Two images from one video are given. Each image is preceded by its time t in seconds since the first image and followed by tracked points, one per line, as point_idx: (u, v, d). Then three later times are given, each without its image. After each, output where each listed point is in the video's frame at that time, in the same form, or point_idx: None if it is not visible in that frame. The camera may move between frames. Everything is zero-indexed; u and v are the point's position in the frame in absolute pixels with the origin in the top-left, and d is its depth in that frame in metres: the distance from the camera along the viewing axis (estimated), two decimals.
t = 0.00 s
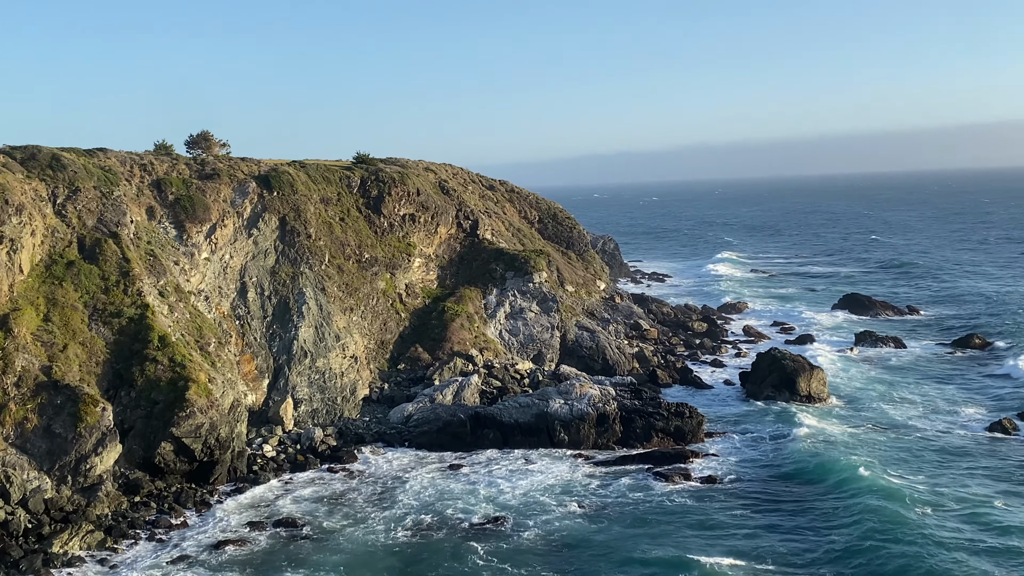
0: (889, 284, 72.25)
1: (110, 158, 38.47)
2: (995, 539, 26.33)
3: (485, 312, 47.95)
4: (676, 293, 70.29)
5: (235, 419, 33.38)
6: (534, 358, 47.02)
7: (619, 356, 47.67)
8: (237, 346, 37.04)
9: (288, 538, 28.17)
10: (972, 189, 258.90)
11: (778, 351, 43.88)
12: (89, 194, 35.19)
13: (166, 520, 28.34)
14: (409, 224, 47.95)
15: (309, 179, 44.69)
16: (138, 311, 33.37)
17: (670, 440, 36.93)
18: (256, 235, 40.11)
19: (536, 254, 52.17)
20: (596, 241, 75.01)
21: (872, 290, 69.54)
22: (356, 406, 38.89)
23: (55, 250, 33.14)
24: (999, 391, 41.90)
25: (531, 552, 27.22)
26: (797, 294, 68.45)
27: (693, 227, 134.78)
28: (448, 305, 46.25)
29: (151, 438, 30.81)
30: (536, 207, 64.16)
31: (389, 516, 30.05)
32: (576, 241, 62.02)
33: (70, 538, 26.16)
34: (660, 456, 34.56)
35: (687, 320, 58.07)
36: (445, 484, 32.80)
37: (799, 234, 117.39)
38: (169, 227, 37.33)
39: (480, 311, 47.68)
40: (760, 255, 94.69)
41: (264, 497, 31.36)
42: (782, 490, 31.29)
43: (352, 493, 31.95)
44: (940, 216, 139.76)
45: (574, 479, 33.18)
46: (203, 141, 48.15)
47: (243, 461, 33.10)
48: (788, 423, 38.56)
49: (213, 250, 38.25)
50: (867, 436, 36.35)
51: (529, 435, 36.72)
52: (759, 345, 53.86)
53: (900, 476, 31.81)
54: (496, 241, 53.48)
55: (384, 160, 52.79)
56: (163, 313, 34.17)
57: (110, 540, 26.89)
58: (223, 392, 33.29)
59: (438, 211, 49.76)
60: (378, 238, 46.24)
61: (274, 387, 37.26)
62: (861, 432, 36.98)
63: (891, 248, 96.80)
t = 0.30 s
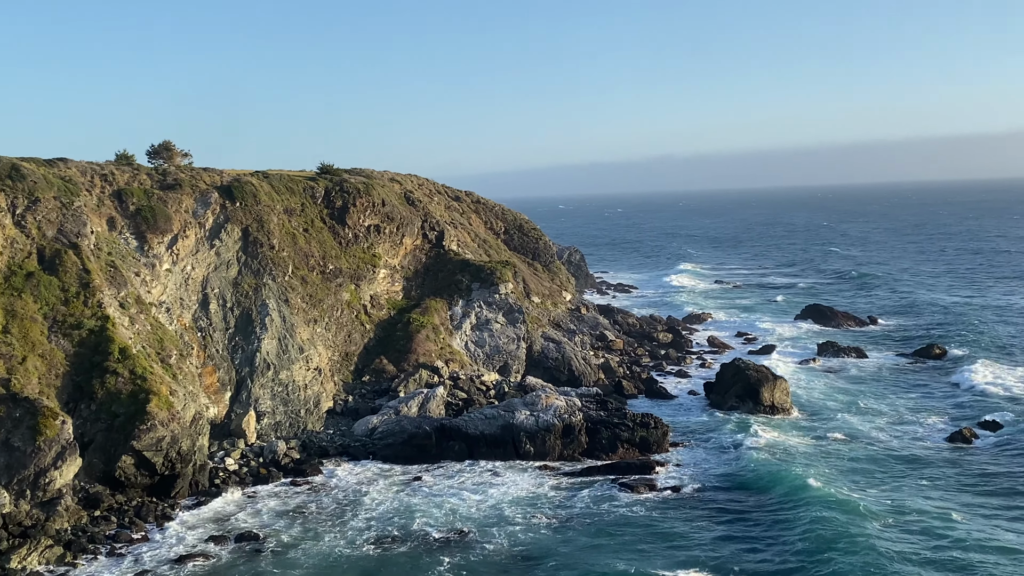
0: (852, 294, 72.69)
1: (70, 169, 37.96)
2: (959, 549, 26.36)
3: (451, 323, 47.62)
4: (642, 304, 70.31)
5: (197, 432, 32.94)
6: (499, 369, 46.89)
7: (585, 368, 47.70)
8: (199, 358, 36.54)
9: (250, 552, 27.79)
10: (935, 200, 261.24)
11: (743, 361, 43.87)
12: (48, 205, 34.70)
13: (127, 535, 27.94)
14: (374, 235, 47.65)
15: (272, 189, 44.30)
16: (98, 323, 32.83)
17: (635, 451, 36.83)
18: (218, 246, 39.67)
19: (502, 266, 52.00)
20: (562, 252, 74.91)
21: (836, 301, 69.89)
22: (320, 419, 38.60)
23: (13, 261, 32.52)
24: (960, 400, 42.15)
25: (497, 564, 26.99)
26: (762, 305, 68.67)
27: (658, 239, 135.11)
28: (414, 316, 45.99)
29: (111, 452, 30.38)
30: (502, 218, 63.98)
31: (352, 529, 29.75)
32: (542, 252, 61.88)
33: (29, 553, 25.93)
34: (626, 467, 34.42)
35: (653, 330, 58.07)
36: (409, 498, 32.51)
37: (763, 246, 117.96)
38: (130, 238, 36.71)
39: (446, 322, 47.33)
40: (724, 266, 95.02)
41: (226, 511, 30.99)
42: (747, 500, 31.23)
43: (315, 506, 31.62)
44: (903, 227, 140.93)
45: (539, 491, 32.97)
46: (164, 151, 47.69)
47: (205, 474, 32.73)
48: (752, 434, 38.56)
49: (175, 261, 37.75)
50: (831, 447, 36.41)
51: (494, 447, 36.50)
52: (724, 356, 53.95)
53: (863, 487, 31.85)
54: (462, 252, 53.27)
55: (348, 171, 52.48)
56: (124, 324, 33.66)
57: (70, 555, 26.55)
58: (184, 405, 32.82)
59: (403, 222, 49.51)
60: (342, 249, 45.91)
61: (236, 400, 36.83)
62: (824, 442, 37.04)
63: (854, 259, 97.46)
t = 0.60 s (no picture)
0: (812, 297, 73.29)
1: (28, 172, 37.48)
2: (922, 550, 26.61)
3: (414, 327, 47.47)
4: (605, 307, 70.43)
5: (157, 437, 32.60)
6: (463, 373, 46.82)
7: (548, 371, 47.77)
8: (159, 363, 36.16)
9: (212, 558, 27.56)
10: (895, 204, 263.75)
11: (705, 364, 44.03)
12: (6, 209, 34.25)
13: (86, 542, 27.64)
14: (337, 238, 47.42)
15: (233, 193, 43.97)
16: (56, 327, 32.37)
17: (599, 454, 36.90)
18: (178, 250, 39.31)
19: (466, 269, 51.90)
20: (526, 256, 74.89)
21: (797, 305, 70.40)
22: (282, 424, 38.39)
23: None
24: (919, 400, 42.61)
25: (462, 568, 26.92)
26: (724, 309, 69.04)
27: (620, 243, 135.51)
28: (377, 320, 45.82)
29: (70, 458, 30.03)
30: (465, 222, 63.87)
31: (315, 534, 29.58)
32: (505, 256, 61.84)
33: None
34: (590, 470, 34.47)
35: (616, 334, 58.19)
36: (372, 502, 32.36)
37: (725, 249, 118.60)
38: (88, 242, 36.29)
39: (410, 326, 47.16)
40: (686, 270, 95.42)
41: (187, 517, 30.72)
42: (711, 500, 31.35)
43: (278, 511, 31.42)
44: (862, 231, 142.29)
45: (502, 495, 32.91)
46: (124, 154, 47.27)
47: (166, 481, 32.47)
48: (714, 437, 38.74)
49: (135, 265, 37.33)
50: (792, 449, 36.66)
51: (458, 451, 36.41)
52: (687, 359, 54.18)
53: (825, 489, 32.07)
54: (426, 255, 53.12)
55: (310, 174, 52.21)
56: (83, 329, 33.25)
57: (29, 562, 26.19)
58: (144, 411, 32.46)
59: (366, 225, 49.32)
60: (304, 252, 45.64)
61: (197, 405, 36.50)
62: (785, 445, 37.28)
63: (813, 263, 98.23)
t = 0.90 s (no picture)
0: (774, 293, 73.79)
1: None
2: (884, 544, 26.84)
3: (378, 324, 47.32)
4: (568, 304, 70.55)
5: (118, 437, 32.27)
6: (428, 371, 46.75)
7: (513, 369, 47.77)
8: (120, 362, 35.76)
9: (174, 558, 27.35)
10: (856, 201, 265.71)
11: (669, 360, 44.18)
12: None
13: (46, 543, 27.34)
14: (299, 236, 47.17)
15: (194, 190, 43.61)
16: (15, 326, 31.98)
17: (564, 451, 36.98)
18: (138, 248, 38.93)
19: (430, 267, 51.78)
20: (490, 253, 74.85)
21: (759, 301, 70.84)
22: (245, 423, 38.19)
23: None
24: (880, 395, 43.00)
25: (426, 566, 26.85)
26: (687, 305, 69.35)
27: (584, 240, 135.83)
28: (341, 318, 45.65)
29: (29, 458, 29.72)
30: (429, 219, 63.73)
31: (279, 533, 29.40)
32: (470, 254, 61.77)
33: None
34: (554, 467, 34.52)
35: (581, 331, 58.30)
36: (336, 501, 32.24)
37: (687, 247, 119.12)
38: (47, 240, 35.82)
39: (374, 324, 47.01)
40: (649, 267, 95.76)
41: (149, 517, 30.46)
42: (676, 494, 31.46)
43: (241, 510, 31.23)
44: (823, 228, 143.48)
45: (467, 492, 32.89)
46: (83, 151, 46.80)
47: (127, 480, 32.18)
48: (677, 434, 38.93)
49: (95, 263, 36.90)
50: (754, 445, 36.90)
51: (422, 449, 36.32)
52: (651, 356, 54.36)
53: (789, 485, 32.28)
54: (390, 253, 52.96)
55: (272, 172, 51.90)
56: (42, 328, 32.84)
57: None
58: (105, 410, 32.11)
59: (329, 223, 49.08)
60: (266, 250, 45.34)
61: (158, 404, 36.15)
62: (748, 440, 37.53)
63: (775, 260, 98.91)
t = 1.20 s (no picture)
0: (737, 285, 74.22)
1: None
2: (847, 535, 27.03)
3: (343, 319, 47.12)
4: (534, 298, 70.60)
5: (79, 433, 31.93)
6: (393, 365, 46.67)
7: (479, 362, 47.75)
8: (81, 358, 35.36)
9: (137, 555, 27.11)
10: (818, 195, 267.54)
11: (634, 352, 44.25)
12: None
13: (6, 541, 27.03)
14: (262, 230, 46.89)
15: (156, 184, 43.21)
16: None
17: (530, 443, 37.04)
18: (99, 242, 38.48)
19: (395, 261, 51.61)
20: (455, 247, 74.75)
21: (723, 294, 71.20)
22: (208, 418, 37.98)
23: None
24: (842, 385, 43.33)
25: (392, 560, 26.74)
26: (652, 298, 69.58)
27: (548, 233, 136.04)
28: (305, 312, 45.43)
29: None
30: (394, 213, 63.53)
31: (244, 529, 29.18)
32: (435, 247, 61.66)
33: None
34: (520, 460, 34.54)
35: (547, 324, 58.35)
36: (301, 496, 32.07)
37: (651, 240, 119.55)
38: (6, 234, 35.30)
39: (338, 318, 46.81)
40: (614, 260, 96.01)
41: (112, 514, 30.18)
42: (642, 485, 31.54)
43: (205, 506, 30.98)
44: (786, 221, 144.40)
45: (433, 486, 32.81)
46: (43, 144, 46.27)
47: (89, 477, 31.87)
48: (642, 427, 39.06)
49: (55, 258, 36.42)
50: (719, 437, 37.08)
51: (388, 443, 36.22)
52: (616, 348, 54.51)
53: (753, 476, 32.44)
54: (354, 247, 52.75)
55: (235, 165, 51.55)
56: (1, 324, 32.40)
57: None
58: (66, 406, 31.75)
59: (292, 217, 48.79)
60: (229, 244, 45.01)
61: (120, 399, 35.77)
62: (712, 432, 37.70)
63: (739, 252, 99.48)
